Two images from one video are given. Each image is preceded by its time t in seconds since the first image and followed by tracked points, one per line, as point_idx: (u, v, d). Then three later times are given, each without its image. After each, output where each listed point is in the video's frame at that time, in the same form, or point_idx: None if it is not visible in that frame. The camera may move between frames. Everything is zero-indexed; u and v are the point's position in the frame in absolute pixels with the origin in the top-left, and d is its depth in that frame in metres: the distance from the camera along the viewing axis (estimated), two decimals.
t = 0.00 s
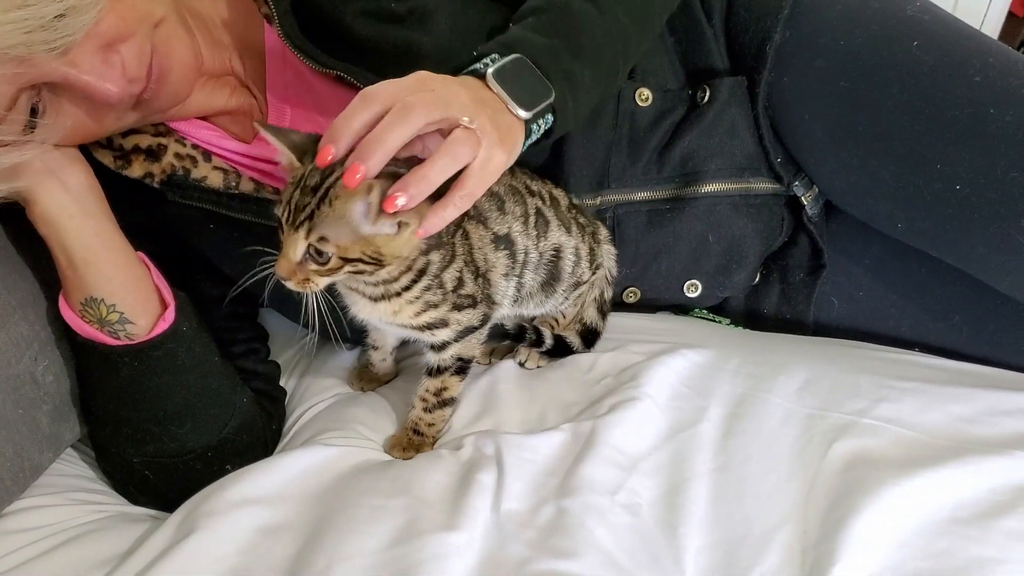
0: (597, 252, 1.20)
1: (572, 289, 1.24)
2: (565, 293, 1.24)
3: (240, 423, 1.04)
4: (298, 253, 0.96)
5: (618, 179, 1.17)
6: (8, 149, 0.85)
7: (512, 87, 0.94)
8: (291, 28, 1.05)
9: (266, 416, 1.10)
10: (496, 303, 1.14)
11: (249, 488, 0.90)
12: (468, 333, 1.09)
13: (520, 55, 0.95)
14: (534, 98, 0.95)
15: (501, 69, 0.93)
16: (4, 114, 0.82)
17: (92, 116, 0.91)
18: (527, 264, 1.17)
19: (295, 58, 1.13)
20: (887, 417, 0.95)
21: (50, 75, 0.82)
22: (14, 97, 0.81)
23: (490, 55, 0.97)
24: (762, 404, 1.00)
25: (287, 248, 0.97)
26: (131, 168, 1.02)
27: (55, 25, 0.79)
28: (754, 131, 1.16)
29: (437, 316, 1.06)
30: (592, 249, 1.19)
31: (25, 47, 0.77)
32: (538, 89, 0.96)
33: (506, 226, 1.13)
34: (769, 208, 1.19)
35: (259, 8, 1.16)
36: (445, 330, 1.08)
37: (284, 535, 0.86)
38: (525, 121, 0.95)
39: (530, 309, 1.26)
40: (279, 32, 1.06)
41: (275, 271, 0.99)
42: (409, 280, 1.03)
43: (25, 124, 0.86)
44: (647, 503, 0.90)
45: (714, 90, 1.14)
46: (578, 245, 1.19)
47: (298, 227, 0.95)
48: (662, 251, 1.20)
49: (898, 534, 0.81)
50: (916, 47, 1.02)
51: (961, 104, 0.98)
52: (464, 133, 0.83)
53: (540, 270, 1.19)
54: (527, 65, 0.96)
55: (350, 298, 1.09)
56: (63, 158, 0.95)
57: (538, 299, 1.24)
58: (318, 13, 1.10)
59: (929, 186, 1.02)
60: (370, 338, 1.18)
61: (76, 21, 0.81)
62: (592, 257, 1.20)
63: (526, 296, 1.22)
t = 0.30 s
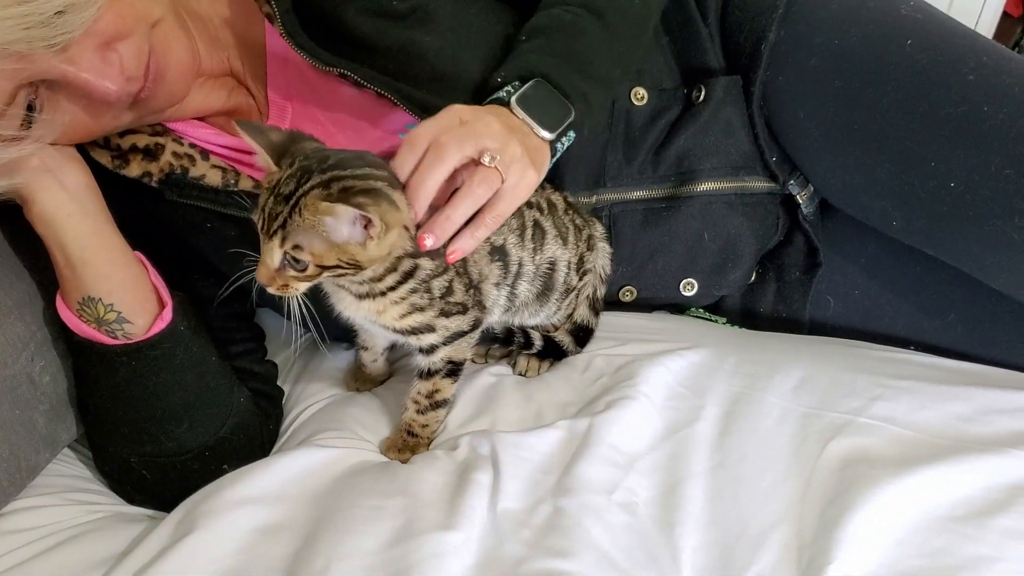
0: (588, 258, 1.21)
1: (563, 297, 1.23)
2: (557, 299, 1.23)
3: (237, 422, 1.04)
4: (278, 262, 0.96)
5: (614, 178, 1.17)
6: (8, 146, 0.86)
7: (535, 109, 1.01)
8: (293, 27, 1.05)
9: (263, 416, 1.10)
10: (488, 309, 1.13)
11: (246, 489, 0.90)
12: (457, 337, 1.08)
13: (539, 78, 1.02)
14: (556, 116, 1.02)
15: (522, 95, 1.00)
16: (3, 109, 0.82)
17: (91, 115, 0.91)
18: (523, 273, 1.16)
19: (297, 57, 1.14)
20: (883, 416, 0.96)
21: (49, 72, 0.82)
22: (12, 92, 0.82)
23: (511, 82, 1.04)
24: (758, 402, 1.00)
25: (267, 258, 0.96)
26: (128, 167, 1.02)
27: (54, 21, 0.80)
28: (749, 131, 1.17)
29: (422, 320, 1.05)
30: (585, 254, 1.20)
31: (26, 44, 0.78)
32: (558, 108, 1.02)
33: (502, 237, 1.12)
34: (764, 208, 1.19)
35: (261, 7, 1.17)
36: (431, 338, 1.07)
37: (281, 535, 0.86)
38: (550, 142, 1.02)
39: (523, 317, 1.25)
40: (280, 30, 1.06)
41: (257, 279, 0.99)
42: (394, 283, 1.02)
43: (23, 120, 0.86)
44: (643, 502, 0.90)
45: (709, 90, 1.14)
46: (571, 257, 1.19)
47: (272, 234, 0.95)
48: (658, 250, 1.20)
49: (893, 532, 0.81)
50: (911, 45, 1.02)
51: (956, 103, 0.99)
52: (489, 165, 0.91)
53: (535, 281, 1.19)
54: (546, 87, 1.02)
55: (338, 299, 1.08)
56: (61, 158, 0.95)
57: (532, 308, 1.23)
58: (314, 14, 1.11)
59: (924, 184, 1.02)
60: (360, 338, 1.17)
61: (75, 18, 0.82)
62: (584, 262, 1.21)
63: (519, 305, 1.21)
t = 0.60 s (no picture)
0: (586, 259, 1.20)
1: (562, 297, 1.21)
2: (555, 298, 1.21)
3: (236, 424, 1.04)
4: (292, 257, 0.97)
5: (611, 180, 1.17)
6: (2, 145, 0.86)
7: (553, 61, 1.00)
8: (288, 29, 1.05)
9: (262, 418, 1.10)
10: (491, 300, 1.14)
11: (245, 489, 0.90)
12: (460, 330, 1.08)
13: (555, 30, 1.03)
14: (576, 63, 1.01)
15: (539, 50, 1.01)
16: None
17: (87, 117, 0.92)
18: (524, 267, 1.16)
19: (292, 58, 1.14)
20: (880, 417, 0.96)
21: (44, 73, 0.83)
22: (7, 93, 0.82)
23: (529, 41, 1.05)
24: (755, 403, 1.00)
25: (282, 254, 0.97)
26: (126, 170, 1.02)
27: (50, 23, 0.80)
28: (745, 132, 1.17)
29: (433, 305, 1.05)
30: (582, 256, 1.20)
31: (22, 45, 0.79)
32: (576, 59, 1.02)
33: (506, 230, 1.13)
34: (761, 209, 1.19)
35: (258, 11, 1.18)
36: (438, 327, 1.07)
37: (280, 536, 0.86)
38: (576, 87, 1.00)
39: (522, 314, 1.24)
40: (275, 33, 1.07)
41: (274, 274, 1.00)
42: (406, 266, 1.02)
43: (22, 122, 0.87)
44: (641, 503, 0.90)
45: (705, 91, 1.15)
46: (569, 254, 1.19)
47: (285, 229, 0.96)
48: (656, 252, 1.20)
49: (890, 532, 0.82)
50: (907, 47, 1.03)
51: (951, 105, 0.99)
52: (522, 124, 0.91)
53: (534, 276, 1.18)
54: (562, 42, 1.03)
55: (346, 290, 1.08)
56: (58, 160, 0.95)
57: (530, 304, 1.22)
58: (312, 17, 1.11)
59: (920, 186, 1.03)
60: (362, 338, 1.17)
61: (72, 20, 0.82)
62: (581, 264, 1.20)
63: (519, 300, 1.21)
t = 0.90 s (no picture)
0: (584, 255, 1.21)
1: (563, 295, 1.21)
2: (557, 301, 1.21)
3: (233, 427, 1.04)
4: (298, 263, 0.97)
5: (608, 182, 1.18)
6: None
7: (479, 69, 0.93)
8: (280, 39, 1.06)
9: (259, 420, 1.10)
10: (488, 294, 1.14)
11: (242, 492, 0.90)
12: (455, 328, 1.08)
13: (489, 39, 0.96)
14: (507, 72, 0.94)
15: (470, 56, 0.93)
16: None
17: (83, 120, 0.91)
18: (524, 258, 1.17)
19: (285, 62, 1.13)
20: (877, 418, 0.96)
21: (40, 76, 0.82)
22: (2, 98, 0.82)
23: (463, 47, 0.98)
24: (753, 405, 1.00)
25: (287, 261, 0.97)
26: (122, 172, 1.02)
27: (46, 26, 0.80)
28: (743, 134, 1.17)
29: (425, 301, 1.05)
30: (581, 253, 1.21)
31: (18, 48, 0.78)
32: (508, 68, 0.94)
33: (502, 221, 1.13)
34: (759, 211, 1.20)
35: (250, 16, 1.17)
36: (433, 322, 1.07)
37: (277, 539, 0.86)
38: (500, 97, 0.93)
39: (523, 311, 1.23)
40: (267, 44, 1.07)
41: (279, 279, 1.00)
42: (398, 263, 1.02)
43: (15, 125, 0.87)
44: (639, 505, 0.90)
45: (703, 94, 1.15)
46: (566, 249, 1.20)
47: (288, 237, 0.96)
48: (654, 254, 1.20)
49: (887, 533, 0.82)
50: (904, 50, 1.03)
51: (948, 107, 0.99)
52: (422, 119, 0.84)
53: (536, 265, 1.19)
54: (496, 50, 0.96)
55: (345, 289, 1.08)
56: (54, 162, 0.95)
57: (531, 298, 1.21)
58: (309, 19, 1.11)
59: (916, 188, 1.03)
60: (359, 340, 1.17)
61: (68, 23, 0.82)
62: (579, 261, 1.21)
63: (522, 292, 1.20)
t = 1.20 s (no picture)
0: (580, 255, 1.22)
1: (562, 296, 1.21)
2: (559, 305, 1.21)
3: (231, 428, 1.04)
4: (303, 249, 0.98)
5: (605, 183, 1.19)
6: None
7: (490, 90, 1.01)
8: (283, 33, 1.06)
9: (257, 421, 1.10)
10: (468, 283, 1.14)
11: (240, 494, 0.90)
12: (438, 318, 1.09)
13: (497, 68, 1.03)
14: (514, 94, 1.01)
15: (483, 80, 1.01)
16: None
17: (79, 122, 0.91)
18: (513, 250, 1.18)
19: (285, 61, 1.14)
20: (874, 419, 0.96)
21: (38, 78, 0.82)
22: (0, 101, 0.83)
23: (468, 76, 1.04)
24: (750, 406, 1.00)
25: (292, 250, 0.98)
26: (120, 174, 1.02)
27: (45, 28, 0.80)
28: (739, 134, 1.17)
29: (406, 286, 1.06)
30: (579, 252, 1.22)
31: (17, 49, 0.79)
32: (517, 91, 1.02)
33: (481, 208, 1.14)
34: (756, 211, 1.20)
35: (250, 16, 1.16)
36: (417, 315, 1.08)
37: (275, 540, 0.86)
38: (508, 116, 1.01)
39: (521, 308, 1.23)
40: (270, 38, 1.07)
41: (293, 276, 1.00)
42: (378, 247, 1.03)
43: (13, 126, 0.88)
44: (636, 506, 0.90)
45: (700, 94, 1.15)
46: (560, 243, 1.20)
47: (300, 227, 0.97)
48: (652, 254, 1.21)
49: (884, 534, 0.82)
50: (900, 51, 1.03)
51: (945, 108, 1.00)
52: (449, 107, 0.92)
53: (525, 259, 1.19)
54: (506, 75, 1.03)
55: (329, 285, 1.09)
56: (52, 164, 0.95)
57: (521, 299, 1.22)
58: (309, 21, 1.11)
59: (912, 188, 1.03)
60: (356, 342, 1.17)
61: (66, 25, 0.82)
62: (577, 260, 1.22)
63: (513, 284, 1.20)
